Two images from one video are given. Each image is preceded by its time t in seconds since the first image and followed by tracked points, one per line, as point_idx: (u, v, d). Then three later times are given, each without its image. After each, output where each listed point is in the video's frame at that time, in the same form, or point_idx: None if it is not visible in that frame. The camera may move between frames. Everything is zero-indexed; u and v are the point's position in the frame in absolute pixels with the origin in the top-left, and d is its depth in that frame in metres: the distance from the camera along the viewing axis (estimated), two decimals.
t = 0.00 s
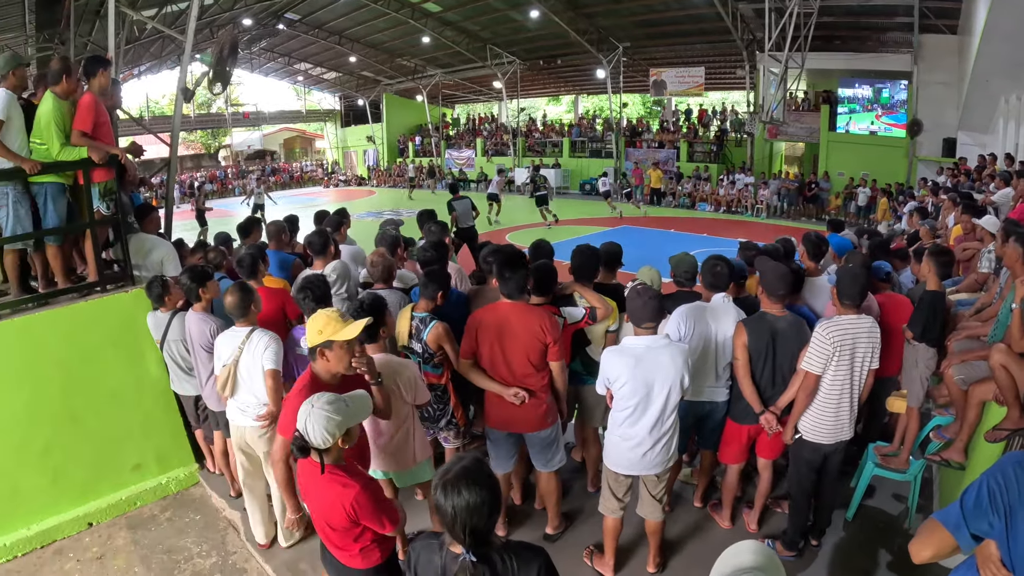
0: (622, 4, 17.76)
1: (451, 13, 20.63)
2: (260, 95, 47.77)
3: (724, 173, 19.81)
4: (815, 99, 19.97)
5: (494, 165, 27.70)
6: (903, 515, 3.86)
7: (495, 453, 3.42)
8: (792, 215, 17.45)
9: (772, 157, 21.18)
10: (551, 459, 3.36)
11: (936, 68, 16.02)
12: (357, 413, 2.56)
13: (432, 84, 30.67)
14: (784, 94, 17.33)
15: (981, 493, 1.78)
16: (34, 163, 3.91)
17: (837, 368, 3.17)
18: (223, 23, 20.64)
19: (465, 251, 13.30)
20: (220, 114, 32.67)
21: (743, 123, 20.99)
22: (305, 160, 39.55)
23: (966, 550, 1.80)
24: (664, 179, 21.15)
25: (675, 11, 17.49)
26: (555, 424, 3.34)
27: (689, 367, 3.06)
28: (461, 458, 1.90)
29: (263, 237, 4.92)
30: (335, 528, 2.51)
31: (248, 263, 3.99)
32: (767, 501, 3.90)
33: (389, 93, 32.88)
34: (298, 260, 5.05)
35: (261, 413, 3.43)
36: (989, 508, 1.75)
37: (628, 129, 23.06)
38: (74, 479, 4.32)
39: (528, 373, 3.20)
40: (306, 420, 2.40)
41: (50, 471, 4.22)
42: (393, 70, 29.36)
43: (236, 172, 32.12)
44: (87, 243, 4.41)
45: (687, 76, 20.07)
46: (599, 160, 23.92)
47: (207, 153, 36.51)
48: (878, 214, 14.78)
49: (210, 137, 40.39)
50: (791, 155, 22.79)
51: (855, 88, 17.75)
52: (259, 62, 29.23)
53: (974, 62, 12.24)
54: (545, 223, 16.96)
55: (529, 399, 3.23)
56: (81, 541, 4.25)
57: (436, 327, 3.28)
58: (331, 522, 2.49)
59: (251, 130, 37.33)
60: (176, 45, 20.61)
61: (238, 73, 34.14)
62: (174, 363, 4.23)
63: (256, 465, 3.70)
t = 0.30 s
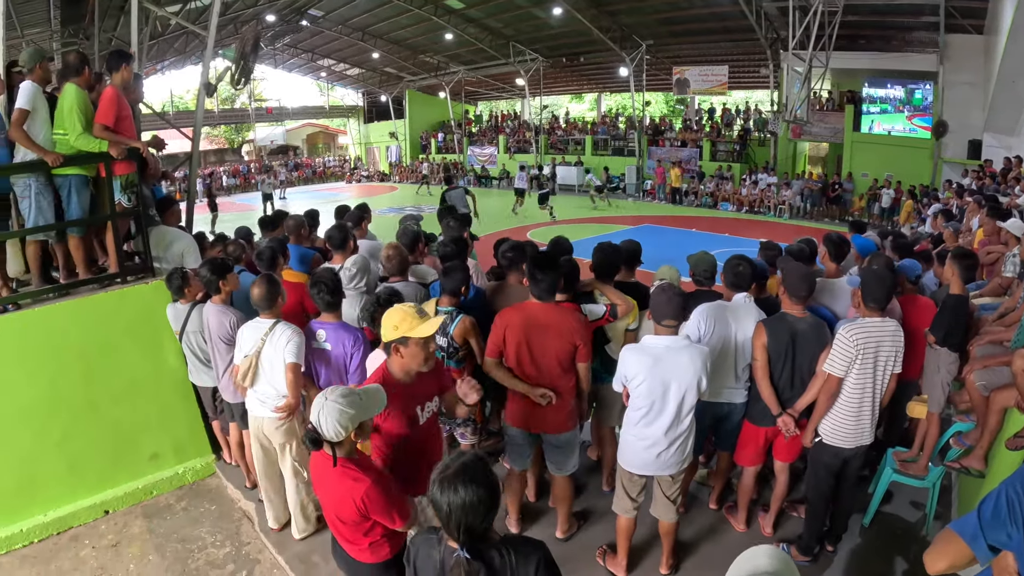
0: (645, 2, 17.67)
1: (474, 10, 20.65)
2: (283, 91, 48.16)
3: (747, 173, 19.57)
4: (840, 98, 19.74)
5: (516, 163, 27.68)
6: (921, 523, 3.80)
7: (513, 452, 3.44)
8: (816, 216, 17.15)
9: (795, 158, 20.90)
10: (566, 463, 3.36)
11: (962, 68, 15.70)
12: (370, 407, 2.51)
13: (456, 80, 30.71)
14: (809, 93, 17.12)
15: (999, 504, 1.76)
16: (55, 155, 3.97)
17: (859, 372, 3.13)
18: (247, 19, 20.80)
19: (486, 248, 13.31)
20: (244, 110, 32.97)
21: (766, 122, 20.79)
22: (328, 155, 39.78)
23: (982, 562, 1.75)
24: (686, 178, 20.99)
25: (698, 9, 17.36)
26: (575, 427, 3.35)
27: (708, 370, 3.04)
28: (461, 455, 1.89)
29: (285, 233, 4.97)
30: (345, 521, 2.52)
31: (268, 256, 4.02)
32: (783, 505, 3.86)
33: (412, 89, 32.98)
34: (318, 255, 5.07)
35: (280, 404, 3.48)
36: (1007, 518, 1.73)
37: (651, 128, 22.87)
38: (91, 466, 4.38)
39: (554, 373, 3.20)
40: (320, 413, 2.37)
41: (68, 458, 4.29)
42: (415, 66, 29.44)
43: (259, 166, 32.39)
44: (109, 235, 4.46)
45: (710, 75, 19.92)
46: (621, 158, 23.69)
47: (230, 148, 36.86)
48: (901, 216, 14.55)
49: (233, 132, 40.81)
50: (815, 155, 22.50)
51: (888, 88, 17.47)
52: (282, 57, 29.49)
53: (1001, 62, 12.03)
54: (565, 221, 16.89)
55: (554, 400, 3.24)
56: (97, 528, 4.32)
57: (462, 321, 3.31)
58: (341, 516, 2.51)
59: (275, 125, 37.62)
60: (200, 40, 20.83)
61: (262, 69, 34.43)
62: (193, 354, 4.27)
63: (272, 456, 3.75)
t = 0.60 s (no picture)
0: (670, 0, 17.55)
1: (498, 8, 20.67)
2: (308, 88, 48.53)
3: (772, 174, 19.30)
4: (867, 99, 19.47)
5: (540, 161, 27.61)
6: (938, 534, 3.74)
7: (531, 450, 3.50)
8: (842, 219, 16.61)
9: (821, 159, 20.60)
10: (586, 466, 3.39)
11: (991, 69, 15.31)
12: (379, 407, 2.52)
13: (480, 78, 30.71)
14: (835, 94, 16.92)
15: (1010, 527, 1.78)
16: (77, 151, 4.01)
17: (881, 380, 3.09)
18: (273, 16, 20.99)
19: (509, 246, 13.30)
20: (269, 106, 33.26)
21: (792, 122, 20.52)
22: (352, 152, 39.97)
23: None
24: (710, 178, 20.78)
25: (723, 8, 17.21)
26: (597, 430, 3.35)
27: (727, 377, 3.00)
28: (466, 458, 1.87)
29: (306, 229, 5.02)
30: (352, 519, 2.49)
31: (287, 252, 4.06)
32: (799, 512, 3.81)
33: (437, 86, 33.05)
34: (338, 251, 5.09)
35: (294, 398, 3.51)
36: (1018, 540, 1.75)
37: (675, 127, 22.66)
38: (108, 456, 4.43)
39: (581, 375, 3.16)
40: (329, 410, 2.39)
41: (85, 448, 4.34)
42: (440, 64, 29.51)
43: (284, 162, 32.65)
44: (131, 230, 4.52)
45: (735, 74, 19.75)
46: (645, 157, 23.44)
47: (255, 143, 37.22)
48: (927, 220, 14.28)
49: (258, 128, 41.24)
50: (841, 157, 22.16)
51: (924, 90, 17.32)
52: (308, 54, 29.78)
53: None
54: (585, 221, 16.82)
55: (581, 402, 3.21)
56: (113, 517, 4.37)
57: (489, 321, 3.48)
58: (349, 513, 2.47)
59: (299, 122, 37.91)
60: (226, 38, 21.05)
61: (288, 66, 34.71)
62: (211, 349, 4.30)
63: (287, 449, 3.78)
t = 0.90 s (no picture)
0: None
1: (515, 7, 20.67)
2: (326, 85, 48.76)
3: (788, 174, 19.15)
4: (886, 98, 19.27)
5: (557, 159, 27.53)
6: (947, 538, 3.69)
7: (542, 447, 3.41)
8: (857, 220, 16.61)
9: (838, 159, 20.41)
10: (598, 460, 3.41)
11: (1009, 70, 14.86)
12: (389, 401, 2.52)
13: (497, 77, 30.70)
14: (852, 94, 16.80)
15: (1008, 526, 1.74)
16: (96, 148, 4.04)
17: (894, 382, 3.08)
18: (290, 14, 21.12)
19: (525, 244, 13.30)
20: (287, 103, 33.45)
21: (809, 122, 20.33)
22: (369, 149, 40.07)
23: None
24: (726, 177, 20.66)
25: (740, 7, 17.12)
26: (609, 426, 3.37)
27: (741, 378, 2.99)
28: (480, 455, 1.88)
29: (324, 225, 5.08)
30: (361, 511, 2.49)
31: (310, 247, 4.07)
32: (807, 513, 3.79)
33: (454, 84, 33.08)
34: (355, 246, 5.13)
35: (306, 390, 3.52)
36: (1016, 542, 1.71)
37: (691, 126, 22.52)
38: (123, 447, 4.49)
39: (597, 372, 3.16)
40: (340, 403, 2.40)
41: (101, 439, 4.40)
42: (458, 62, 29.55)
43: (301, 159, 32.81)
44: (149, 225, 4.55)
45: (753, 73, 19.63)
46: (661, 156, 23.27)
47: (272, 140, 37.47)
48: (944, 222, 14.10)
49: (275, 125, 41.48)
50: (858, 157, 21.91)
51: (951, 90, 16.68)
52: (325, 52, 29.95)
53: None
54: (600, 220, 16.78)
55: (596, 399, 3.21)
56: (127, 507, 4.43)
57: (507, 319, 3.50)
58: (358, 505, 2.48)
59: (316, 119, 38.10)
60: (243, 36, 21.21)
61: (305, 63, 34.89)
62: (226, 343, 4.33)
63: (299, 442, 3.80)
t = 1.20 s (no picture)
0: None
1: (533, 6, 20.66)
2: (344, 83, 48.98)
3: (807, 175, 18.97)
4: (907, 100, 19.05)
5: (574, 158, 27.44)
6: (961, 547, 3.65)
7: (562, 444, 3.43)
8: (876, 222, 16.41)
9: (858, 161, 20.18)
10: (617, 455, 3.35)
11: None
12: (416, 405, 2.53)
13: (515, 75, 30.64)
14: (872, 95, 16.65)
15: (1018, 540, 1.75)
16: (119, 148, 4.08)
17: (914, 391, 3.06)
18: (308, 13, 21.25)
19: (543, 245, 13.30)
20: (305, 100, 33.63)
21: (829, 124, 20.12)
22: (387, 147, 40.15)
23: None
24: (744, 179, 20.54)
25: (759, 7, 17.02)
26: (629, 420, 3.32)
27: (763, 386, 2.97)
28: (515, 461, 1.90)
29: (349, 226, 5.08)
30: (383, 512, 2.51)
31: (336, 250, 4.04)
32: (824, 519, 3.77)
33: (472, 82, 33.10)
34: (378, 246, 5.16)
35: (328, 391, 3.54)
36: None
37: (710, 126, 22.35)
38: (145, 443, 4.54)
39: (613, 366, 3.16)
40: (366, 406, 2.42)
41: (122, 436, 4.45)
42: (476, 60, 29.53)
43: (319, 156, 32.97)
44: (171, 224, 4.58)
45: (772, 74, 19.51)
46: (679, 156, 23.11)
47: (290, 138, 37.70)
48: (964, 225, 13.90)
49: (293, 123, 41.69)
50: (878, 159, 21.63)
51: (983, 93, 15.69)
52: (343, 50, 30.11)
53: None
54: (616, 220, 16.75)
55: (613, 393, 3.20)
56: (146, 503, 4.48)
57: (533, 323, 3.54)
58: (380, 506, 2.50)
59: (334, 117, 38.27)
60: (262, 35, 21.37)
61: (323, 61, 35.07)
62: (246, 341, 4.36)
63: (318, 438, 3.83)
